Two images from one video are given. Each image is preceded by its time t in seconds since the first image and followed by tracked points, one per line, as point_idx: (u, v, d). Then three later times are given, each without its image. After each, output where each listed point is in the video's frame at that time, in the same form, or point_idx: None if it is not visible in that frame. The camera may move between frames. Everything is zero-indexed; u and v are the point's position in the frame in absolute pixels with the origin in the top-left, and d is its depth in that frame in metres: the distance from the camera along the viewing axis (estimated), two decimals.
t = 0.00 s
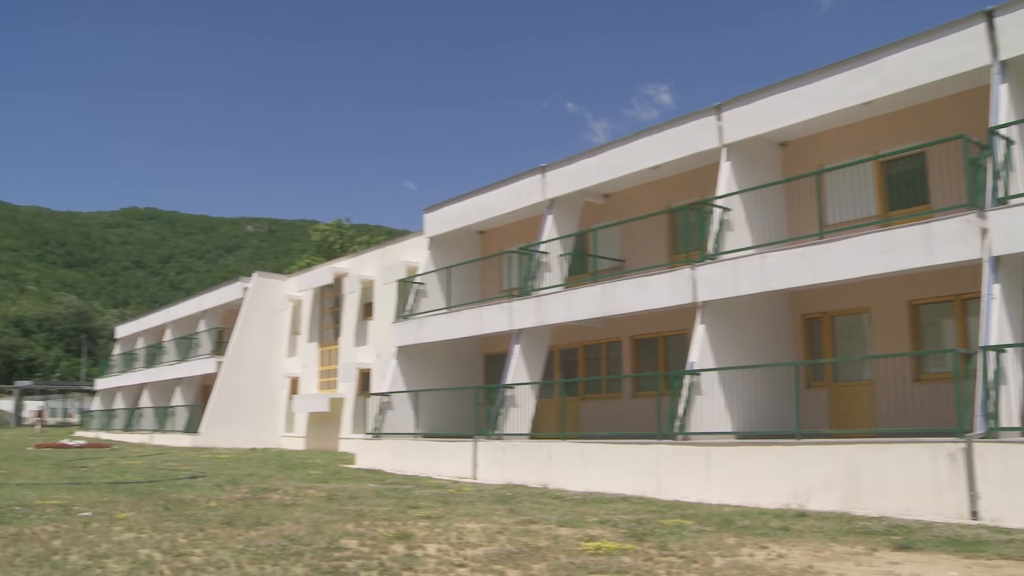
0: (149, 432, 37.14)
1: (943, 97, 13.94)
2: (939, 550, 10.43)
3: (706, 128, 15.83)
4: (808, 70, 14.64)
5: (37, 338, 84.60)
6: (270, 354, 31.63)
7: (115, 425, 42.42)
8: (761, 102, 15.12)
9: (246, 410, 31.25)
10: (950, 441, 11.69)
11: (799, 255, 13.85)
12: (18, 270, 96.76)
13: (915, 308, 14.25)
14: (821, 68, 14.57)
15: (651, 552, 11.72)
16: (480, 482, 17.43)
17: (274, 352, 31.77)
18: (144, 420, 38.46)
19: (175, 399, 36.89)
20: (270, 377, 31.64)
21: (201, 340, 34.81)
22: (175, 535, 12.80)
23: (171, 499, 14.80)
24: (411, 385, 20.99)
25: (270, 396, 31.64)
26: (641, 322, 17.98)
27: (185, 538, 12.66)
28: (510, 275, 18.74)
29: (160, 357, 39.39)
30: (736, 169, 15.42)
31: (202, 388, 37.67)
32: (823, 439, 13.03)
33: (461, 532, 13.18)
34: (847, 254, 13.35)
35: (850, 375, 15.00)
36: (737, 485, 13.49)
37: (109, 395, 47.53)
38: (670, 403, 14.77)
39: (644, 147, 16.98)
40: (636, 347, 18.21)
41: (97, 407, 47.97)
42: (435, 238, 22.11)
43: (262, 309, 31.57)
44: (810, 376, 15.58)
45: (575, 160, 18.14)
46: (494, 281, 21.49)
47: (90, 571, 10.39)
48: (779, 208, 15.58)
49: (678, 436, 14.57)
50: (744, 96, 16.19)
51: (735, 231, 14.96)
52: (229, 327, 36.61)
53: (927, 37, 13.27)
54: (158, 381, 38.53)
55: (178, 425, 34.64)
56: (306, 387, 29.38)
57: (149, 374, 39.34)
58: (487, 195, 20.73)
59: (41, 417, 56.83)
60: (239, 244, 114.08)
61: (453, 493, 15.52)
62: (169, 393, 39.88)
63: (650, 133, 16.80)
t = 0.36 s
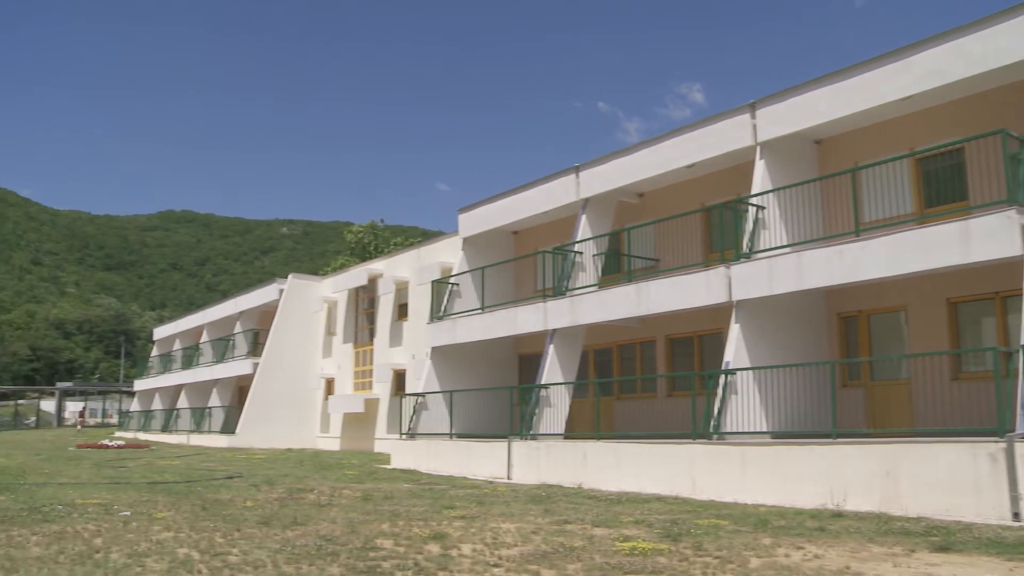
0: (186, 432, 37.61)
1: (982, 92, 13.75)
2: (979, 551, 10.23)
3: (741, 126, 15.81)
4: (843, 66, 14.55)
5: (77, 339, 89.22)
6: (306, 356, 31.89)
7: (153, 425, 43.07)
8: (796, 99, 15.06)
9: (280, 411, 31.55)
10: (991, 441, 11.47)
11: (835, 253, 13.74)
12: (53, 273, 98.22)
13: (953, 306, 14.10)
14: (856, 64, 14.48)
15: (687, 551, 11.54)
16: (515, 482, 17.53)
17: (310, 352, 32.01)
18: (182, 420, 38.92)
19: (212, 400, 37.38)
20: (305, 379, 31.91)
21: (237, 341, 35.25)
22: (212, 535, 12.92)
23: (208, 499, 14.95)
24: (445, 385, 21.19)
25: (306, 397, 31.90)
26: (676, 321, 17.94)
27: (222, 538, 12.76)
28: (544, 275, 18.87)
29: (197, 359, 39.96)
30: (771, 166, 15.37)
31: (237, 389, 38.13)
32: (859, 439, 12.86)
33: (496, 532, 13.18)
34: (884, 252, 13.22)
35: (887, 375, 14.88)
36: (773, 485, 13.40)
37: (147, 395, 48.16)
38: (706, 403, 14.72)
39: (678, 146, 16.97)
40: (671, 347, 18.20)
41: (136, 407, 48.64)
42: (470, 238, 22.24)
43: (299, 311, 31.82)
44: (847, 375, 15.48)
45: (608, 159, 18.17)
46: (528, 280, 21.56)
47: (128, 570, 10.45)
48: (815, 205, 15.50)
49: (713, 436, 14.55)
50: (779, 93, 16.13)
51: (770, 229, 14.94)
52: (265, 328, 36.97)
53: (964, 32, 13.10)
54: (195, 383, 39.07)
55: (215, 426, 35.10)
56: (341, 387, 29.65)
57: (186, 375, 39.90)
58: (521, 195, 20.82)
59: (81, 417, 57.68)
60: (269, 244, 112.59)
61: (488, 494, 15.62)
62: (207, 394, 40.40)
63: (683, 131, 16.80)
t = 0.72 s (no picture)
0: (207, 433, 37.87)
1: (1005, 89, 13.65)
2: (1003, 552, 10.13)
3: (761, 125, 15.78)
4: (864, 64, 14.48)
5: (99, 341, 90.90)
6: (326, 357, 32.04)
7: (174, 426, 43.39)
8: (816, 98, 15.01)
9: (300, 412, 31.70)
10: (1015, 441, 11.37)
11: (856, 252, 13.68)
12: (73, 276, 99.05)
13: (976, 304, 14.00)
14: (878, 62, 14.39)
15: (708, 551, 11.51)
16: (535, 482, 17.57)
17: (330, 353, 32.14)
18: (202, 421, 39.18)
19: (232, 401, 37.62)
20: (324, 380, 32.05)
21: (257, 343, 35.48)
22: (234, 535, 13.00)
23: (230, 499, 15.03)
24: (465, 385, 21.26)
25: (325, 399, 31.97)
26: (696, 321, 17.92)
27: (243, 538, 12.83)
28: (563, 275, 18.90)
29: (217, 360, 40.22)
30: (791, 165, 15.34)
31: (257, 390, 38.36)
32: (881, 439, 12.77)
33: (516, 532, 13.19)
34: (906, 250, 13.15)
35: (909, 374, 14.80)
36: (795, 485, 13.34)
37: (170, 396, 48.50)
38: (726, 402, 14.69)
39: (697, 145, 16.95)
40: (692, 347, 18.18)
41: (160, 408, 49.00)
42: (489, 238, 22.28)
43: (318, 312, 31.96)
44: (868, 373, 15.41)
45: (627, 159, 18.17)
46: (548, 281, 21.60)
47: (151, 569, 10.53)
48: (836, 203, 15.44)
49: (733, 436, 14.52)
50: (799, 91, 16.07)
51: (790, 228, 14.90)
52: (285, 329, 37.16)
53: (986, 28, 12.98)
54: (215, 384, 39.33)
55: (235, 427, 35.34)
56: (361, 388, 29.77)
57: (206, 376, 40.19)
58: (541, 195, 20.85)
59: (105, 417, 58.19)
60: (296, 244, 110.78)
61: (507, 493, 15.67)
62: (227, 395, 40.67)
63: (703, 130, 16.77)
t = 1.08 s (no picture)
0: (214, 433, 37.93)
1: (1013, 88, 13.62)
2: (1011, 552, 10.09)
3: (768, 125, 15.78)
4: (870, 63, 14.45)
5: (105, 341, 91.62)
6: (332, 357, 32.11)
7: (180, 426, 43.50)
8: (823, 98, 15.00)
9: (306, 412, 31.76)
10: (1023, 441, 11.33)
11: (863, 252, 13.66)
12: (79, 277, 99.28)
13: (983, 304, 13.97)
14: (886, 61, 14.36)
15: (715, 550, 11.49)
16: (542, 482, 17.58)
17: (336, 353, 32.20)
18: (209, 421, 39.28)
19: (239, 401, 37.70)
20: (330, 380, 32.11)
21: (263, 343, 35.55)
22: (241, 535, 13.01)
23: (237, 499, 15.05)
24: (471, 385, 21.29)
25: (332, 398, 32.04)
26: (702, 321, 17.92)
27: (250, 538, 12.85)
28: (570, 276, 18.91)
29: (224, 360, 40.31)
30: (798, 165, 15.34)
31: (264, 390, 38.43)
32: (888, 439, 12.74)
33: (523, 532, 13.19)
34: (913, 250, 13.13)
35: (917, 374, 14.78)
36: (802, 485, 13.32)
37: (177, 396, 48.53)
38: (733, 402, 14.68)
39: (703, 145, 16.94)
40: (699, 347, 18.18)
41: (167, 408, 49.07)
42: (496, 238, 22.32)
43: (325, 313, 32.02)
44: (875, 374, 15.40)
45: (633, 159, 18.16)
46: (555, 281, 21.63)
47: (158, 569, 10.55)
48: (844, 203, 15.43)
49: (740, 436, 14.51)
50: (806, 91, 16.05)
51: (797, 228, 14.90)
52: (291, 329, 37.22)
53: (993, 27, 12.93)
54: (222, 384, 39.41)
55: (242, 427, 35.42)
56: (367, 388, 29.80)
57: (213, 376, 40.28)
58: (548, 195, 20.86)
59: (111, 417, 58.39)
60: (301, 245, 110.06)
61: (514, 493, 15.68)
62: (234, 394, 40.77)
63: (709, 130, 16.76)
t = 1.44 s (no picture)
0: (215, 433, 37.95)
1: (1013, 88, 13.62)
2: (1011, 551, 10.08)
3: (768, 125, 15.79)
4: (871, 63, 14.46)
5: (107, 341, 91.89)
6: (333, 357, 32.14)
7: (181, 426, 43.54)
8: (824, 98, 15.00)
9: (307, 412, 31.76)
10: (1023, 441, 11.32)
11: (864, 252, 13.67)
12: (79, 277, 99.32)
13: (984, 304, 13.97)
14: (886, 61, 14.36)
15: (716, 550, 11.50)
16: (543, 482, 17.59)
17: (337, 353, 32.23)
18: (210, 421, 39.32)
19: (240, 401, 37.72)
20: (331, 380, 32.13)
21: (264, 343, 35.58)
22: (242, 535, 13.03)
23: (238, 499, 15.06)
24: (472, 385, 21.31)
25: (333, 398, 32.07)
26: (703, 321, 17.93)
27: (251, 538, 12.87)
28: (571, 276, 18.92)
29: (225, 360, 40.34)
30: (799, 165, 15.34)
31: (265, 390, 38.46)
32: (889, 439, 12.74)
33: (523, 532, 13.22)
34: (913, 250, 13.13)
35: (918, 374, 14.78)
36: (802, 485, 13.32)
37: (178, 396, 48.55)
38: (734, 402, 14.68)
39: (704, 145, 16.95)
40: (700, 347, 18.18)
41: (167, 407, 49.14)
42: (497, 238, 22.35)
43: (325, 313, 32.04)
44: (876, 374, 15.41)
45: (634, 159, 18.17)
46: (556, 281, 21.65)
47: (159, 569, 10.57)
48: (845, 203, 15.45)
49: (741, 436, 14.51)
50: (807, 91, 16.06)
51: (798, 228, 14.91)
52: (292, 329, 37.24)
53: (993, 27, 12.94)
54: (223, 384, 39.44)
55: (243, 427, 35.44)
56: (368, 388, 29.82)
57: (214, 376, 40.31)
58: (548, 196, 20.87)
59: (111, 417, 58.47)
60: (301, 244, 110.00)
61: (515, 493, 15.69)
62: (234, 394, 40.82)
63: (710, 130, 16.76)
